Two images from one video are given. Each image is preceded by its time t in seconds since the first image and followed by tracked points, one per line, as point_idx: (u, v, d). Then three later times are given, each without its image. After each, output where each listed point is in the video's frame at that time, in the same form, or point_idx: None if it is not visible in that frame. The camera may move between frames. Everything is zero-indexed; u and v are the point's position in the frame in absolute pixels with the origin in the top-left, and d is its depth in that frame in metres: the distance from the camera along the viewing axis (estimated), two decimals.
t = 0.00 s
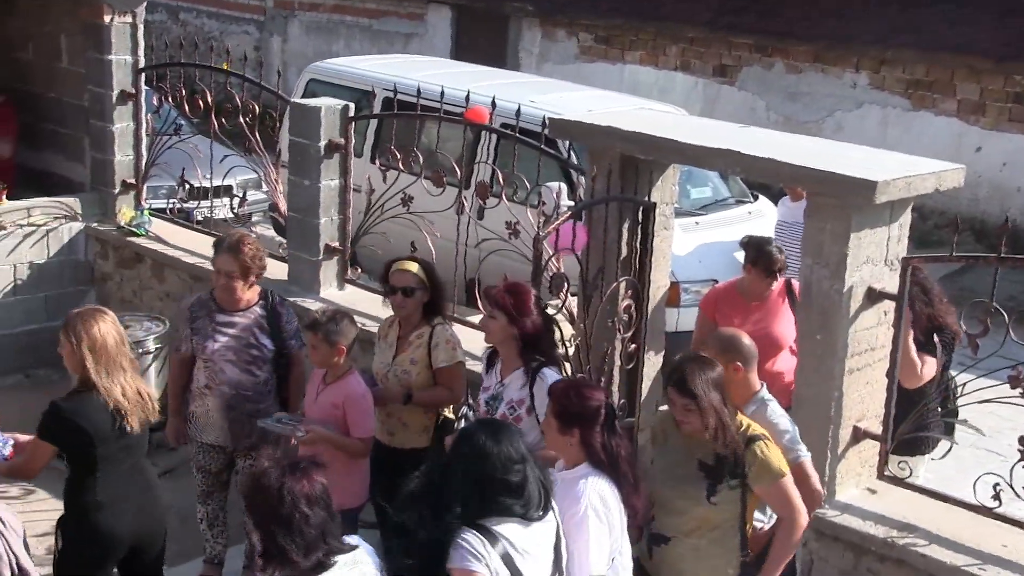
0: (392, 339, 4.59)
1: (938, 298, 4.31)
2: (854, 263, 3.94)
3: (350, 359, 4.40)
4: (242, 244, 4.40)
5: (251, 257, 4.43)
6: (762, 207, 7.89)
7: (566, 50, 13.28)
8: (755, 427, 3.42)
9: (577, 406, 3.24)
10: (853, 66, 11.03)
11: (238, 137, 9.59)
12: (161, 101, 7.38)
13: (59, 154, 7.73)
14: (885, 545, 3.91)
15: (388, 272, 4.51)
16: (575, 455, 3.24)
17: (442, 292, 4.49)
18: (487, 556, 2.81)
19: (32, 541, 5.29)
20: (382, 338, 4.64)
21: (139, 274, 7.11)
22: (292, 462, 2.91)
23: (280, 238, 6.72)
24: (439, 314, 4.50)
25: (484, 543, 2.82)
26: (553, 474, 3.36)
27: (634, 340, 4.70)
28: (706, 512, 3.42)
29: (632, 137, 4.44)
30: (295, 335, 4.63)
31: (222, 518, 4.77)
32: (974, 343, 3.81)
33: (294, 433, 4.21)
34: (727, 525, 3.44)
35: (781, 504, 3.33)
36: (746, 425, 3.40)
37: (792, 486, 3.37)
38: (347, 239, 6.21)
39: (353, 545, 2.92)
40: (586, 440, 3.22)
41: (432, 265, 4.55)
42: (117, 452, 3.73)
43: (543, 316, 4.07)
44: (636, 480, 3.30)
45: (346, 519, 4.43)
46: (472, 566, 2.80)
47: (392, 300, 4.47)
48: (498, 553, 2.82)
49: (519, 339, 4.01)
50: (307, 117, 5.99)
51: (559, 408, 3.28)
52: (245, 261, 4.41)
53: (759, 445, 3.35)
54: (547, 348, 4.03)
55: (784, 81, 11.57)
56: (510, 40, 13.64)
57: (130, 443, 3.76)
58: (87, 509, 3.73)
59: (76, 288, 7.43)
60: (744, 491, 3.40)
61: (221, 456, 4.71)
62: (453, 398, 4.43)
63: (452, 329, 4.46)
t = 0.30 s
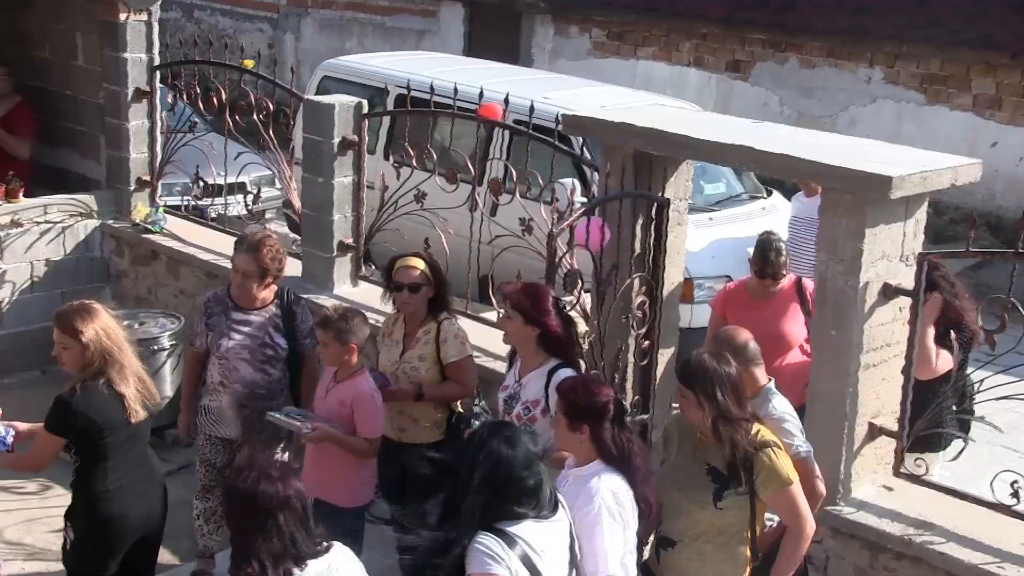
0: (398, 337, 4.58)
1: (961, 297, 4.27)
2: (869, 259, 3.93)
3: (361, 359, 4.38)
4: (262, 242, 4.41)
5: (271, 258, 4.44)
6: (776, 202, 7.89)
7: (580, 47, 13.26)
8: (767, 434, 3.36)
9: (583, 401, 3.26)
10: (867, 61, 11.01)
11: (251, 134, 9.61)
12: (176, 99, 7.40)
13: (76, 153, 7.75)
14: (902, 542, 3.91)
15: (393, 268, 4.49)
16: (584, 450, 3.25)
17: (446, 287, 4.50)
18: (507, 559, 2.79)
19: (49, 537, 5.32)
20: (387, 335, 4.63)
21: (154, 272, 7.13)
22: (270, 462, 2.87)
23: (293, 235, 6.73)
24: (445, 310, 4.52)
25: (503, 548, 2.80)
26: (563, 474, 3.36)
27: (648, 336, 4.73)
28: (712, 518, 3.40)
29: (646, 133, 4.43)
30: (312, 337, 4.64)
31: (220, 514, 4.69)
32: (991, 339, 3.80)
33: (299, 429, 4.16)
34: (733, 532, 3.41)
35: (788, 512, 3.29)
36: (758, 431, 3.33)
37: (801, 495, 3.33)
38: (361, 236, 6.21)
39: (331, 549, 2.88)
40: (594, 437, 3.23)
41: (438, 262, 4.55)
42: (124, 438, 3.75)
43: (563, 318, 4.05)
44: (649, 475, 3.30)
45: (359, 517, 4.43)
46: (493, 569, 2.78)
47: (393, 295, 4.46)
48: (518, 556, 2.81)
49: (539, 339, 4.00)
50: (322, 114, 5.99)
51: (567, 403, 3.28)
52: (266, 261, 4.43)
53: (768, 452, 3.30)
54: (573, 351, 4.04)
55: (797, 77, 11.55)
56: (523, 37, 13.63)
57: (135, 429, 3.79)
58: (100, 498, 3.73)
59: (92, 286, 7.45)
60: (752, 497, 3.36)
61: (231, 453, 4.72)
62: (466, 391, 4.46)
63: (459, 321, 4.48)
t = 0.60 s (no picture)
0: (417, 339, 4.58)
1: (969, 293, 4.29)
2: (890, 258, 3.92)
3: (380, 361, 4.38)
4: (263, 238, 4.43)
5: (272, 253, 4.46)
6: (796, 201, 7.87)
7: (598, 46, 13.25)
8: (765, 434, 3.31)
9: (612, 407, 3.23)
10: (887, 58, 10.97)
11: (270, 135, 9.64)
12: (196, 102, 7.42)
13: (98, 156, 7.78)
14: (927, 542, 3.89)
15: (411, 272, 4.49)
16: (610, 455, 3.23)
17: (465, 291, 4.51)
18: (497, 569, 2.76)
19: (73, 539, 5.34)
20: (405, 338, 4.63)
21: (176, 274, 7.16)
22: (267, 477, 2.86)
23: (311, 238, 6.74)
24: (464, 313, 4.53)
25: (492, 558, 2.77)
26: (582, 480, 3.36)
27: (669, 336, 4.72)
28: (706, 518, 3.40)
29: (665, 132, 4.43)
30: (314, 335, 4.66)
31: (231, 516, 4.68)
32: (1014, 336, 3.78)
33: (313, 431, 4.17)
34: (731, 534, 3.42)
35: (781, 512, 3.22)
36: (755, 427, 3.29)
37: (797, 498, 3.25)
38: (381, 237, 6.22)
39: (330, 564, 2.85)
40: (633, 441, 3.23)
41: (456, 265, 4.56)
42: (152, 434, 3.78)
43: (569, 321, 4.03)
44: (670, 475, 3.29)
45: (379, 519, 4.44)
46: None
47: (413, 300, 4.46)
48: (508, 567, 2.77)
49: (543, 339, 3.98)
50: (341, 115, 6.01)
51: (590, 413, 3.25)
52: (268, 258, 4.44)
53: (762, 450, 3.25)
54: (579, 355, 4.00)
55: (816, 75, 11.52)
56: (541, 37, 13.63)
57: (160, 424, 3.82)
58: (134, 496, 3.73)
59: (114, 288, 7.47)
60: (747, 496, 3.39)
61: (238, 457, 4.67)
62: (489, 392, 4.47)
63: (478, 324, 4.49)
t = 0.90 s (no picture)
0: (438, 343, 4.57)
1: (989, 289, 4.16)
2: (909, 258, 3.90)
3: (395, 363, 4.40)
4: (252, 237, 4.45)
5: (261, 250, 4.46)
6: (814, 201, 7.85)
7: (615, 47, 13.23)
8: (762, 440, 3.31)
9: (629, 412, 3.23)
10: (905, 59, 10.95)
11: (288, 136, 9.66)
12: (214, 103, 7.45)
13: (117, 157, 7.80)
14: (946, 544, 3.88)
15: (434, 276, 4.50)
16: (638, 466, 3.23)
17: (488, 297, 4.50)
18: None
19: (91, 538, 5.36)
20: (426, 341, 4.62)
21: (194, 274, 7.18)
22: (270, 483, 2.84)
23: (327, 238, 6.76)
24: (488, 319, 4.51)
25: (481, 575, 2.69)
26: (597, 487, 3.36)
27: (686, 337, 4.72)
28: (701, 522, 3.38)
29: (682, 133, 4.42)
30: (310, 331, 4.69)
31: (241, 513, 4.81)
32: None
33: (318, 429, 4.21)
34: (728, 539, 3.36)
35: (772, 518, 3.22)
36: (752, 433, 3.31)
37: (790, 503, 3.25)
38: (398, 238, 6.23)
39: (341, 567, 2.83)
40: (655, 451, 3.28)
41: (481, 272, 4.56)
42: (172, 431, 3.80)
43: (563, 321, 4.02)
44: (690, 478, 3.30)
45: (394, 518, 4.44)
46: None
47: (437, 305, 4.45)
48: None
49: (535, 339, 3.97)
50: (359, 116, 6.02)
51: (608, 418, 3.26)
52: (256, 253, 4.45)
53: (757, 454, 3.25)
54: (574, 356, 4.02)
55: (834, 75, 11.50)
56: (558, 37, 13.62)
57: (176, 421, 3.83)
58: (155, 493, 3.75)
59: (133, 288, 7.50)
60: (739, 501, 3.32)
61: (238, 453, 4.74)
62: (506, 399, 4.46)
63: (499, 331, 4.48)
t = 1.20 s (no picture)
0: (460, 351, 4.58)
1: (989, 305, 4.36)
2: (931, 266, 3.88)
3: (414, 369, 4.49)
4: (254, 238, 4.62)
5: (263, 252, 4.64)
6: (834, 208, 7.82)
7: (635, 53, 13.21)
8: (767, 460, 3.29)
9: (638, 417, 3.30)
10: (927, 65, 10.92)
11: (308, 140, 9.67)
12: (236, 106, 7.47)
13: (139, 160, 7.83)
14: (968, 554, 3.86)
15: (460, 287, 4.49)
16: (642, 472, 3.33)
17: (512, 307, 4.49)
18: None
19: (112, 540, 5.38)
20: (450, 348, 4.63)
21: (215, 277, 7.20)
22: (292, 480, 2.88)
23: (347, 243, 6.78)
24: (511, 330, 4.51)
25: None
26: (601, 497, 3.45)
27: (706, 344, 4.71)
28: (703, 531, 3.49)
29: (704, 139, 4.41)
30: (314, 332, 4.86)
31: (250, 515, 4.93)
32: None
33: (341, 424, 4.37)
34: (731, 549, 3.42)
35: (764, 543, 3.21)
36: (760, 451, 3.31)
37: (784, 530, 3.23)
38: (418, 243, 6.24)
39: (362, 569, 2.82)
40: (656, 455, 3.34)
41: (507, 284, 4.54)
42: (185, 438, 3.79)
43: (564, 326, 4.02)
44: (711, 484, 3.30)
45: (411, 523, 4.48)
46: None
47: (462, 314, 4.46)
48: None
49: (539, 344, 3.96)
50: (380, 121, 6.03)
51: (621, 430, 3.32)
52: (258, 254, 4.63)
53: (755, 476, 3.24)
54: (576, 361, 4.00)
55: (856, 81, 11.46)
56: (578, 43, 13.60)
57: (195, 428, 3.83)
58: (163, 496, 3.77)
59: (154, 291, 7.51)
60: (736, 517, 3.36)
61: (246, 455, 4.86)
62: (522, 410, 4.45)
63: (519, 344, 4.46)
